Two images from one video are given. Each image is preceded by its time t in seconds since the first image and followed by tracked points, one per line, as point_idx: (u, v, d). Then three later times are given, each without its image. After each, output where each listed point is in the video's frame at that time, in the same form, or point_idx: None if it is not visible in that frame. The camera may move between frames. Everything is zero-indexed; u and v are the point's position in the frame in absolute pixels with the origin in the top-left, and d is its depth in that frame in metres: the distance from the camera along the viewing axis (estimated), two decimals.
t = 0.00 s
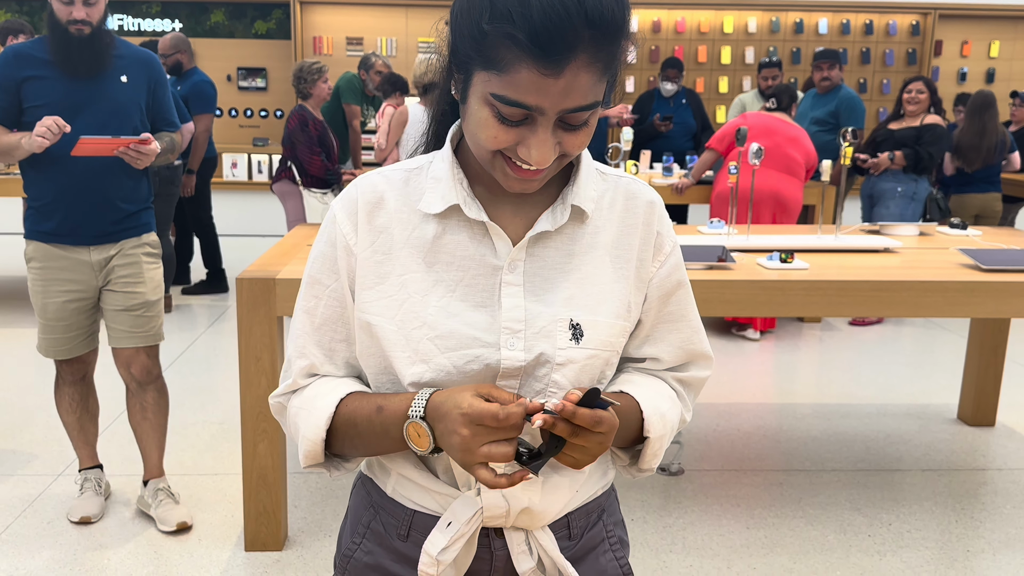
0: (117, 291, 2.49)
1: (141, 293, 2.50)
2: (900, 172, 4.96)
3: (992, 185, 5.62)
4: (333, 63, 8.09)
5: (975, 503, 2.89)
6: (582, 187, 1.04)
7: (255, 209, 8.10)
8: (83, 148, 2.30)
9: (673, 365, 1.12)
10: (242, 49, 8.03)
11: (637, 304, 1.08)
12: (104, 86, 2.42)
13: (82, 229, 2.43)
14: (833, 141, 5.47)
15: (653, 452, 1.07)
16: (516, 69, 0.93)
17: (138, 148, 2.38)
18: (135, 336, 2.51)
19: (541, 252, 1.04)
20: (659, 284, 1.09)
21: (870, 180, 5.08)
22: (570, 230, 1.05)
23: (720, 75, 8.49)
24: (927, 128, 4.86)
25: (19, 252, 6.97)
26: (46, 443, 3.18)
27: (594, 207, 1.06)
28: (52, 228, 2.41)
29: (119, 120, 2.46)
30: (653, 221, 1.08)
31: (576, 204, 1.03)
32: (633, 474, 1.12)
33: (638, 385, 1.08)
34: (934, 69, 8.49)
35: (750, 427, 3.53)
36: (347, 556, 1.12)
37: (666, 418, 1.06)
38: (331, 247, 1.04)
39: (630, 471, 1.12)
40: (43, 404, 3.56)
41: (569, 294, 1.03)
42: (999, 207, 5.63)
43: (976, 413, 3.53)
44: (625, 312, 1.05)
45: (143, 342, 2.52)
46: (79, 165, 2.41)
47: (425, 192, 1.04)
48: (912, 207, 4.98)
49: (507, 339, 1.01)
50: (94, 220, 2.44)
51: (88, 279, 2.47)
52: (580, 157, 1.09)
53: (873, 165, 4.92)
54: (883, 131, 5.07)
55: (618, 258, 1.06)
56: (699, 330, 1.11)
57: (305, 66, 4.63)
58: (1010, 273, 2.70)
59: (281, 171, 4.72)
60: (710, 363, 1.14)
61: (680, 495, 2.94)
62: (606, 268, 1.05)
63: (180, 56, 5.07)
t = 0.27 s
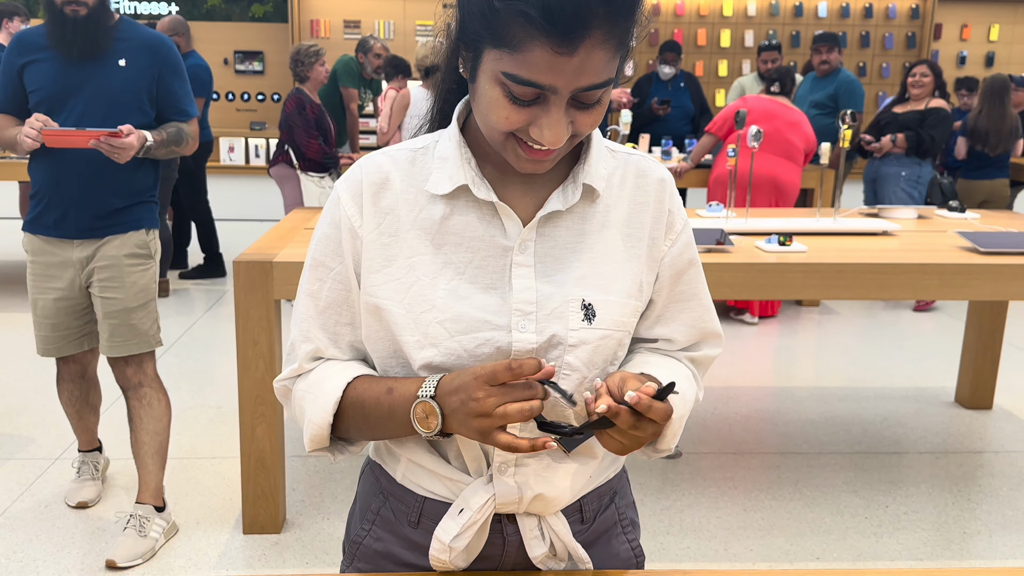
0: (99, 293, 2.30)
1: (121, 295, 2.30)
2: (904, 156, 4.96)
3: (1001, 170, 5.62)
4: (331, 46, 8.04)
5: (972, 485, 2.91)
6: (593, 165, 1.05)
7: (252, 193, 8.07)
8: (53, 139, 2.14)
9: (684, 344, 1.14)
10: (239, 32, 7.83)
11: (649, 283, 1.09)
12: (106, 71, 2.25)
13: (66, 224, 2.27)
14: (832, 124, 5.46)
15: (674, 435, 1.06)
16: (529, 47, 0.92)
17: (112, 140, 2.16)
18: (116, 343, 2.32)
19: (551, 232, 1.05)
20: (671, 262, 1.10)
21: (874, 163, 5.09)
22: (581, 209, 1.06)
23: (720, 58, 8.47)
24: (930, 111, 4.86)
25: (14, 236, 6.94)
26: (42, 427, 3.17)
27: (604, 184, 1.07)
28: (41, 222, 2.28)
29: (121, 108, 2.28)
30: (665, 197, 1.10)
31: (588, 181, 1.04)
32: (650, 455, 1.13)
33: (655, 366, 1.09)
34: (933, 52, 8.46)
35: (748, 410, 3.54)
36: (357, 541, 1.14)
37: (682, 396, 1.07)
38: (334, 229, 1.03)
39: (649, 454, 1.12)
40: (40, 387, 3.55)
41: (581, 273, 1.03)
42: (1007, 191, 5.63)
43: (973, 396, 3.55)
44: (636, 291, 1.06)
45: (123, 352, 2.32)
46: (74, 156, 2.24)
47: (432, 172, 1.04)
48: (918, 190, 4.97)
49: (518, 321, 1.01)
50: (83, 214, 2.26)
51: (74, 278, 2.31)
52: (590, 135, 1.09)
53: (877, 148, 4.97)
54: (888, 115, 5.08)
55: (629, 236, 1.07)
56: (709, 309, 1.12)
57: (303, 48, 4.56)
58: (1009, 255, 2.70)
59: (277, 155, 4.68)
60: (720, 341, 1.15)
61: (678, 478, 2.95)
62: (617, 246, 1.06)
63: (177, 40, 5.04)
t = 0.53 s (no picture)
0: (99, 273, 2.24)
1: (121, 280, 2.24)
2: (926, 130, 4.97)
3: (1011, 143, 5.58)
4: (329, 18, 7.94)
5: (976, 456, 2.90)
6: (609, 126, 1.02)
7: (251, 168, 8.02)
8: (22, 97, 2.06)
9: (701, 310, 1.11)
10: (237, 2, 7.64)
11: (665, 248, 1.07)
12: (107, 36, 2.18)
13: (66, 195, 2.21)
14: (834, 95, 5.42)
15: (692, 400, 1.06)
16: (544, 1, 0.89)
17: (78, 94, 2.04)
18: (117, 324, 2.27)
19: (566, 195, 1.02)
20: (688, 228, 1.08)
21: (895, 138, 5.11)
22: (596, 171, 1.03)
23: (723, 29, 8.38)
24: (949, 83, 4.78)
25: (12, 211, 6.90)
26: (42, 401, 3.16)
27: (620, 146, 1.03)
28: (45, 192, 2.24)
29: (125, 73, 2.22)
30: (682, 161, 1.06)
31: (604, 143, 1.01)
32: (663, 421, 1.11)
33: (674, 333, 1.06)
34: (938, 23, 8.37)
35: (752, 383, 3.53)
36: (369, 509, 1.14)
37: (701, 363, 1.05)
38: (345, 191, 1.01)
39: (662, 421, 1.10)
40: (40, 362, 3.54)
41: (597, 237, 1.01)
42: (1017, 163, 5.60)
43: (977, 367, 3.54)
44: (653, 256, 1.03)
45: (127, 335, 2.28)
46: (77, 122, 2.20)
47: (444, 133, 1.01)
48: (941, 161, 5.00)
49: (532, 286, 0.98)
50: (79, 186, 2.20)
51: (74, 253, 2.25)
52: (606, 95, 1.06)
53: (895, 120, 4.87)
54: (903, 86, 4.99)
55: (645, 201, 1.04)
56: (726, 274, 1.10)
57: (302, 17, 4.48)
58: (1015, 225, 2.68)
59: (276, 126, 4.64)
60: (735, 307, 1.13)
61: (683, 451, 2.95)
62: (633, 210, 1.03)
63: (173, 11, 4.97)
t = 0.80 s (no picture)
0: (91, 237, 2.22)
1: (110, 245, 2.21)
2: (959, 94, 4.89)
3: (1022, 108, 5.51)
4: None
5: (984, 422, 2.90)
6: (617, 70, 0.99)
7: (254, 136, 7.97)
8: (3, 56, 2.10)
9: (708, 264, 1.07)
10: None
11: (673, 199, 1.04)
12: None
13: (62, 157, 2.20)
14: (841, 57, 5.36)
15: (696, 352, 1.01)
16: None
17: (36, 55, 2.03)
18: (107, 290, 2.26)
19: (573, 141, 1.00)
20: (695, 177, 1.04)
21: (925, 104, 5.00)
22: (604, 118, 1.00)
23: None
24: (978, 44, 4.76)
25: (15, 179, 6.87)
26: (48, 369, 3.16)
27: (628, 92, 1.01)
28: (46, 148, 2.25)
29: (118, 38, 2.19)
30: (691, 108, 1.03)
31: (611, 88, 0.98)
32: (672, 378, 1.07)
33: (676, 284, 1.03)
34: None
35: (759, 350, 3.52)
36: (378, 462, 1.14)
37: (706, 315, 1.01)
38: (354, 137, 0.99)
39: (669, 377, 1.07)
40: (45, 329, 3.53)
41: (606, 184, 0.99)
42: None
43: (985, 333, 3.52)
44: (661, 205, 1.01)
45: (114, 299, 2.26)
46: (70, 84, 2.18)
47: (452, 79, 0.99)
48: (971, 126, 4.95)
49: (541, 233, 0.96)
50: (71, 149, 2.18)
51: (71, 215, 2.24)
52: (613, 39, 1.03)
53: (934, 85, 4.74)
54: (927, 49, 4.91)
55: (654, 148, 1.02)
56: (734, 227, 1.07)
57: None
58: None
59: (279, 90, 4.70)
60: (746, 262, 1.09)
61: (691, 417, 2.94)
62: (642, 158, 1.01)
63: None
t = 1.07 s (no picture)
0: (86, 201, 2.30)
1: (98, 209, 2.25)
2: (982, 63, 4.86)
3: None
4: None
5: (989, 391, 2.90)
6: (614, 18, 0.98)
7: (259, 108, 7.94)
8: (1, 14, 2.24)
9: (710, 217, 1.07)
10: None
11: (673, 149, 1.03)
12: None
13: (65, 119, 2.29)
14: (851, 24, 5.30)
15: (696, 305, 1.01)
16: None
17: None
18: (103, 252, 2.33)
19: (572, 91, 1.00)
20: (694, 128, 1.03)
21: (948, 75, 4.93)
22: (602, 68, 1.00)
23: None
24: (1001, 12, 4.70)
25: (20, 150, 6.87)
26: (55, 337, 3.18)
27: (626, 41, 1.00)
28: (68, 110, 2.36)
29: (98, 1, 2.15)
30: (689, 58, 1.03)
31: (608, 35, 0.97)
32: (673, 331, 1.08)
33: (676, 237, 1.03)
34: None
35: (765, 319, 3.52)
36: (383, 417, 1.14)
37: (707, 267, 1.01)
38: (355, 91, 1.00)
39: (671, 330, 1.08)
40: (52, 298, 3.55)
41: (605, 133, 0.99)
42: None
43: (991, 303, 3.52)
44: (660, 154, 1.01)
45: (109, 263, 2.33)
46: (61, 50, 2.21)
47: (450, 30, 0.99)
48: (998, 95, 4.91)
49: (541, 182, 0.96)
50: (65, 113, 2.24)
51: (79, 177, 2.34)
52: None
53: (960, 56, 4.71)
54: (947, 18, 4.83)
55: (653, 98, 1.01)
56: (735, 178, 1.05)
57: None
58: None
59: (282, 57, 4.70)
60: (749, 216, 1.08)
61: (696, 386, 2.95)
62: (641, 108, 1.00)
63: None
